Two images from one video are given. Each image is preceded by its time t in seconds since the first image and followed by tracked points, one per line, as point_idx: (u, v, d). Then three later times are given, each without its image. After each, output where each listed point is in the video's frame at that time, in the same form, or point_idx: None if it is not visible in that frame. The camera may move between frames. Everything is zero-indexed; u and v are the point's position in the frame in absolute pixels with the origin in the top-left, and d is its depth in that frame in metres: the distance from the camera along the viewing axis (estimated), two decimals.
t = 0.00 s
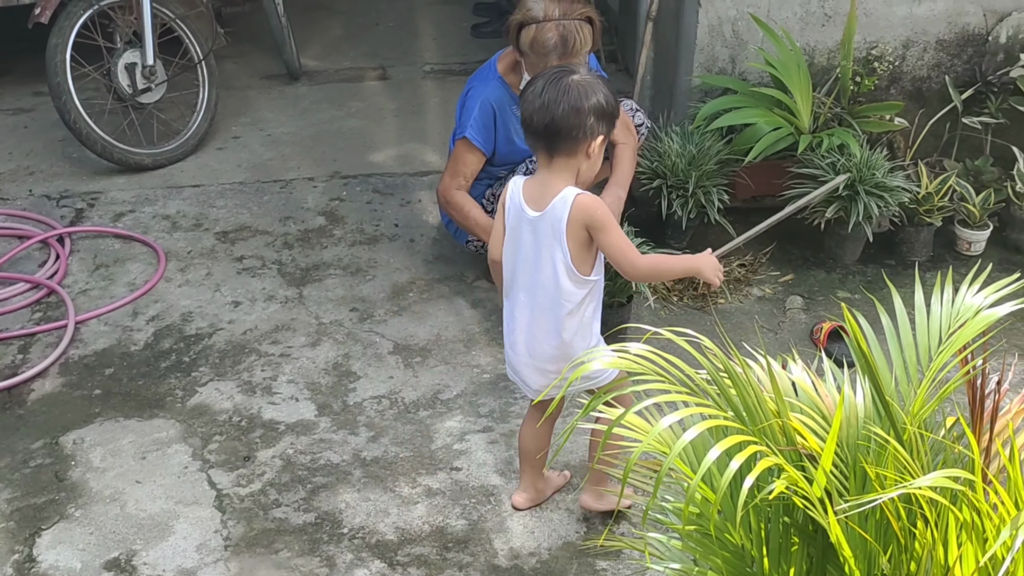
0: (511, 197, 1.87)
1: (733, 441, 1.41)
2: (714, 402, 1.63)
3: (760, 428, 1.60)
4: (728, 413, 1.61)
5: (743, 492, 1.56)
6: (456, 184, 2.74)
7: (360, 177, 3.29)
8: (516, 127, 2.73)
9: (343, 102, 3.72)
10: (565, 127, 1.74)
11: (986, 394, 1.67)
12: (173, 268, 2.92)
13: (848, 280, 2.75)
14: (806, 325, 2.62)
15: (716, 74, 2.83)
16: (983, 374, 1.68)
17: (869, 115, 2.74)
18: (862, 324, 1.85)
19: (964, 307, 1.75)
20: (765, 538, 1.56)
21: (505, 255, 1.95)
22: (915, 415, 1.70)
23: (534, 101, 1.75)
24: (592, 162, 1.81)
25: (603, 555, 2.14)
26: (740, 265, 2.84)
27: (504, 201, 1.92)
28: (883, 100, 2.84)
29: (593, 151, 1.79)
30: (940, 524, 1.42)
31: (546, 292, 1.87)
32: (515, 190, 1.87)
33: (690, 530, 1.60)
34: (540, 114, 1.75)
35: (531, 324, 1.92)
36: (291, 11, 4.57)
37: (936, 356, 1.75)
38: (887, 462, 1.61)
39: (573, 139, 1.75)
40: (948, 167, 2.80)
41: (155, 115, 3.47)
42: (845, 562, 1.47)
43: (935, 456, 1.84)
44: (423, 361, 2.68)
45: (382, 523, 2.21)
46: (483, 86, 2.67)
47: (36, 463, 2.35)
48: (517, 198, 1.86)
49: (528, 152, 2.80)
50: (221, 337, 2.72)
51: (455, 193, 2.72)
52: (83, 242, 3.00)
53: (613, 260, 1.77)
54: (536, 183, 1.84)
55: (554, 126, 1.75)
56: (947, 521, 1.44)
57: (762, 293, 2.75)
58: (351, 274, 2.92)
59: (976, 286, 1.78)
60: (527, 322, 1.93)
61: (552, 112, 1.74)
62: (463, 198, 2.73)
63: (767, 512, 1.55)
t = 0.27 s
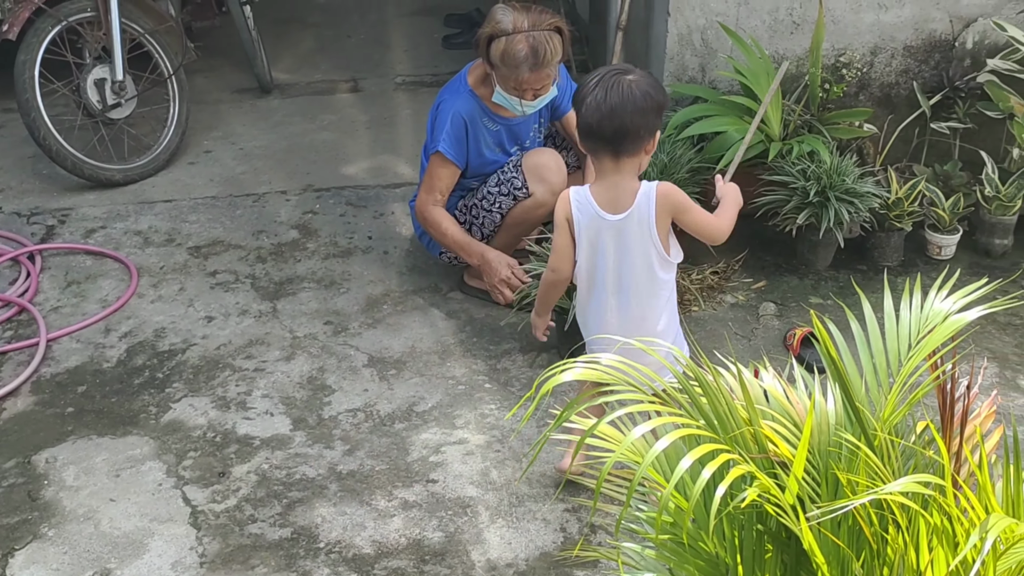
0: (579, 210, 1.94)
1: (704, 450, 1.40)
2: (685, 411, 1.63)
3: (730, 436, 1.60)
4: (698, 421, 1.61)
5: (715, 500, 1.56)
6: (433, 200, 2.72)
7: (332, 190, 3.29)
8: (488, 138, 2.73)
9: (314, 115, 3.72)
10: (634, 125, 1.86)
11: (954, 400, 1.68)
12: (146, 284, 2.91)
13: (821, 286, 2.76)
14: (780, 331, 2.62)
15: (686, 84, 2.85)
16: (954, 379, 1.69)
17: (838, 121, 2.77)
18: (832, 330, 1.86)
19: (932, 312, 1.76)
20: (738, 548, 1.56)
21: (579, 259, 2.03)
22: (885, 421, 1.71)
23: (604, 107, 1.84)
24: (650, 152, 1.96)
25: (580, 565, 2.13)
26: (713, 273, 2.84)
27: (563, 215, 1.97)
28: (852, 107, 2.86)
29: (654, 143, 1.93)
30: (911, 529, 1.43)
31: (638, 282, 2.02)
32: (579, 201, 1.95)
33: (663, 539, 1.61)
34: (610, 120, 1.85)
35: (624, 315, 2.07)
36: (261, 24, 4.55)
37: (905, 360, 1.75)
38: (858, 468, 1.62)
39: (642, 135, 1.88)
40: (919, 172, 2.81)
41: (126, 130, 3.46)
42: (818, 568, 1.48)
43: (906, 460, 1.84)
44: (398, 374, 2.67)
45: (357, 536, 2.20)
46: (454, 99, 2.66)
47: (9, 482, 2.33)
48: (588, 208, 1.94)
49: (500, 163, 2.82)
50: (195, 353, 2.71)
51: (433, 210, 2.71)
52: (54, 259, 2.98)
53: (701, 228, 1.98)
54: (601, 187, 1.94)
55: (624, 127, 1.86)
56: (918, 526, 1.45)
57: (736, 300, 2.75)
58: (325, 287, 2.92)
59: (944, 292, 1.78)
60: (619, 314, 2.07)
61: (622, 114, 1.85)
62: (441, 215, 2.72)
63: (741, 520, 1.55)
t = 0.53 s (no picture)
0: (613, 216, 2.08)
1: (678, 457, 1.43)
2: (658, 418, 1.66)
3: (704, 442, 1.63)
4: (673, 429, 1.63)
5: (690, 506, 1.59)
6: (404, 208, 2.72)
7: (304, 201, 3.28)
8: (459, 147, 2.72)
9: (285, 126, 3.71)
10: (652, 147, 2.00)
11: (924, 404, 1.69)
12: (116, 297, 2.89)
13: (792, 292, 2.77)
14: (753, 337, 2.63)
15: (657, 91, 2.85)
16: (924, 383, 1.69)
17: (807, 127, 2.78)
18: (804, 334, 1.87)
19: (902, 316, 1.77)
20: (713, 553, 1.59)
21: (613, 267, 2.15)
22: (857, 425, 1.73)
23: (626, 136, 1.96)
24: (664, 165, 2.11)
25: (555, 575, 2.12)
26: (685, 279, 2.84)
27: (597, 225, 2.10)
28: (821, 112, 2.88)
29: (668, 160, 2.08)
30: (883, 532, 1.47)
31: (669, 277, 2.17)
32: (608, 214, 2.09)
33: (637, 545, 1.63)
34: (633, 147, 1.99)
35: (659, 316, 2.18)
36: (230, 34, 4.53)
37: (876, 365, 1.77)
38: (830, 472, 1.64)
39: (658, 157, 2.03)
40: (887, 177, 2.83)
41: (95, 142, 3.45)
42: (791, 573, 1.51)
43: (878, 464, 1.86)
44: (372, 384, 2.66)
45: (332, 549, 2.19)
46: (425, 107, 2.65)
47: None
48: (622, 213, 2.09)
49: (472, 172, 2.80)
50: (166, 366, 2.69)
51: (403, 218, 2.70)
52: (22, 273, 2.96)
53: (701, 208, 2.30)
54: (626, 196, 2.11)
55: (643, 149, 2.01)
56: (890, 531, 1.49)
57: (708, 307, 2.76)
58: (298, 298, 2.91)
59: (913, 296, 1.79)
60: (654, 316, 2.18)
61: (643, 140, 1.98)
62: (411, 223, 2.71)
63: (715, 525, 1.59)
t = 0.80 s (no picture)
0: (621, 213, 2.05)
1: (655, 468, 1.45)
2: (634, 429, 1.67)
3: (680, 453, 1.65)
4: (648, 440, 1.64)
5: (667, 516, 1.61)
6: (379, 218, 2.71)
7: (281, 213, 3.28)
8: (436, 158, 2.72)
9: (261, 138, 3.70)
10: (659, 135, 2.00)
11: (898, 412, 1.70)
12: (92, 311, 2.87)
13: (769, 300, 2.78)
14: (730, 345, 2.64)
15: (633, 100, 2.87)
16: (897, 392, 1.70)
17: (782, 136, 2.79)
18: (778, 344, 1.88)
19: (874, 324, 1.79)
20: (691, 563, 1.63)
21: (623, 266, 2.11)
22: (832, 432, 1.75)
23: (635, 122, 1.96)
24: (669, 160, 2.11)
25: None
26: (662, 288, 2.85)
27: (606, 222, 2.06)
28: (796, 121, 2.89)
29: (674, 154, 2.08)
30: (859, 539, 1.49)
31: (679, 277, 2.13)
32: (617, 210, 2.06)
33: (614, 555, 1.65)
34: (640, 134, 1.98)
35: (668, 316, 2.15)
36: (206, 46, 4.52)
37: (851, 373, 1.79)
38: (806, 481, 1.66)
39: (665, 147, 2.02)
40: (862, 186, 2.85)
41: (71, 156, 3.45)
42: None
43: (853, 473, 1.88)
44: (350, 397, 2.65)
45: (311, 562, 2.15)
46: (401, 118, 2.65)
47: None
48: (630, 210, 2.06)
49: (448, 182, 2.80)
50: (143, 379, 2.66)
51: (378, 227, 2.69)
52: None
53: (722, 250, 2.26)
54: (632, 191, 2.08)
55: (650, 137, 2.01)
56: (866, 538, 1.51)
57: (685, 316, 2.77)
58: (275, 310, 2.90)
59: (885, 304, 1.82)
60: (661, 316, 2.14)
61: (651, 128, 1.98)
62: (387, 232, 2.70)
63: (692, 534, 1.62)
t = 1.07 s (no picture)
0: (651, 224, 1.97)
1: (628, 476, 1.47)
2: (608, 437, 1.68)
3: (656, 460, 1.66)
4: (623, 448, 1.66)
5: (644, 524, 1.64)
6: (356, 227, 2.69)
7: (257, 222, 3.27)
8: (412, 167, 2.71)
9: (237, 147, 3.69)
10: (696, 134, 1.93)
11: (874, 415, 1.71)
12: (66, 321, 2.85)
13: (746, 307, 2.78)
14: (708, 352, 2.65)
15: (609, 109, 2.86)
16: (874, 397, 1.70)
17: (758, 144, 2.78)
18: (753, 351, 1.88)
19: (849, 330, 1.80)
20: (667, 570, 1.66)
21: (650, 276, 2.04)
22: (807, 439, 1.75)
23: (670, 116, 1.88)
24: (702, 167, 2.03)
25: None
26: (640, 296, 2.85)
27: (634, 231, 1.98)
28: (773, 129, 2.89)
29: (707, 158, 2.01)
30: (835, 546, 1.52)
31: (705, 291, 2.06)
32: (647, 220, 1.98)
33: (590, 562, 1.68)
34: (681, 132, 1.90)
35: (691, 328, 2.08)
36: (181, 55, 4.49)
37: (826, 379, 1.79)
38: (782, 488, 1.67)
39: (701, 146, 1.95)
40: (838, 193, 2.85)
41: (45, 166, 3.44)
42: None
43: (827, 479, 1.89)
44: (327, 406, 2.64)
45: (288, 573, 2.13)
46: (378, 127, 2.64)
47: None
48: (661, 222, 1.98)
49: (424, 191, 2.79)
50: (118, 390, 2.64)
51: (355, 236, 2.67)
52: None
53: (762, 286, 2.07)
54: (666, 200, 1.99)
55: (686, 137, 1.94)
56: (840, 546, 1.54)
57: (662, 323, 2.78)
58: (251, 320, 2.89)
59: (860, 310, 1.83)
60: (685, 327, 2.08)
61: (689, 125, 1.91)
62: (365, 241, 2.69)
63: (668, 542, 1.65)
